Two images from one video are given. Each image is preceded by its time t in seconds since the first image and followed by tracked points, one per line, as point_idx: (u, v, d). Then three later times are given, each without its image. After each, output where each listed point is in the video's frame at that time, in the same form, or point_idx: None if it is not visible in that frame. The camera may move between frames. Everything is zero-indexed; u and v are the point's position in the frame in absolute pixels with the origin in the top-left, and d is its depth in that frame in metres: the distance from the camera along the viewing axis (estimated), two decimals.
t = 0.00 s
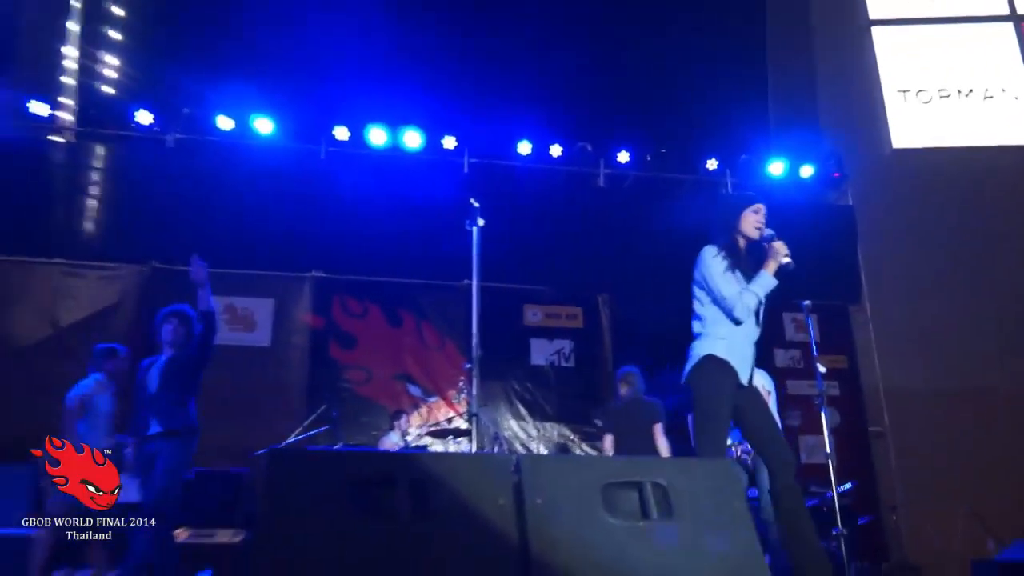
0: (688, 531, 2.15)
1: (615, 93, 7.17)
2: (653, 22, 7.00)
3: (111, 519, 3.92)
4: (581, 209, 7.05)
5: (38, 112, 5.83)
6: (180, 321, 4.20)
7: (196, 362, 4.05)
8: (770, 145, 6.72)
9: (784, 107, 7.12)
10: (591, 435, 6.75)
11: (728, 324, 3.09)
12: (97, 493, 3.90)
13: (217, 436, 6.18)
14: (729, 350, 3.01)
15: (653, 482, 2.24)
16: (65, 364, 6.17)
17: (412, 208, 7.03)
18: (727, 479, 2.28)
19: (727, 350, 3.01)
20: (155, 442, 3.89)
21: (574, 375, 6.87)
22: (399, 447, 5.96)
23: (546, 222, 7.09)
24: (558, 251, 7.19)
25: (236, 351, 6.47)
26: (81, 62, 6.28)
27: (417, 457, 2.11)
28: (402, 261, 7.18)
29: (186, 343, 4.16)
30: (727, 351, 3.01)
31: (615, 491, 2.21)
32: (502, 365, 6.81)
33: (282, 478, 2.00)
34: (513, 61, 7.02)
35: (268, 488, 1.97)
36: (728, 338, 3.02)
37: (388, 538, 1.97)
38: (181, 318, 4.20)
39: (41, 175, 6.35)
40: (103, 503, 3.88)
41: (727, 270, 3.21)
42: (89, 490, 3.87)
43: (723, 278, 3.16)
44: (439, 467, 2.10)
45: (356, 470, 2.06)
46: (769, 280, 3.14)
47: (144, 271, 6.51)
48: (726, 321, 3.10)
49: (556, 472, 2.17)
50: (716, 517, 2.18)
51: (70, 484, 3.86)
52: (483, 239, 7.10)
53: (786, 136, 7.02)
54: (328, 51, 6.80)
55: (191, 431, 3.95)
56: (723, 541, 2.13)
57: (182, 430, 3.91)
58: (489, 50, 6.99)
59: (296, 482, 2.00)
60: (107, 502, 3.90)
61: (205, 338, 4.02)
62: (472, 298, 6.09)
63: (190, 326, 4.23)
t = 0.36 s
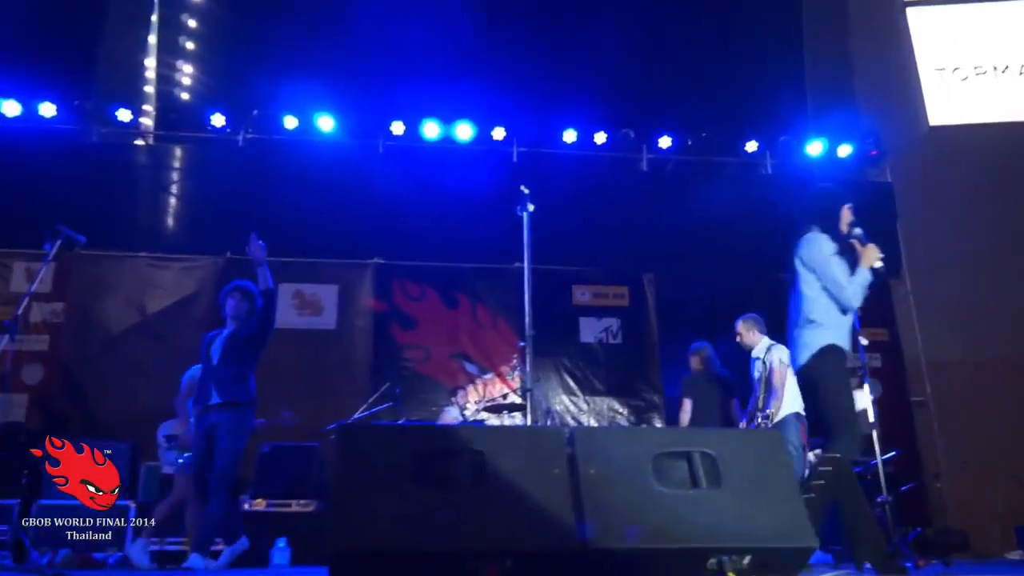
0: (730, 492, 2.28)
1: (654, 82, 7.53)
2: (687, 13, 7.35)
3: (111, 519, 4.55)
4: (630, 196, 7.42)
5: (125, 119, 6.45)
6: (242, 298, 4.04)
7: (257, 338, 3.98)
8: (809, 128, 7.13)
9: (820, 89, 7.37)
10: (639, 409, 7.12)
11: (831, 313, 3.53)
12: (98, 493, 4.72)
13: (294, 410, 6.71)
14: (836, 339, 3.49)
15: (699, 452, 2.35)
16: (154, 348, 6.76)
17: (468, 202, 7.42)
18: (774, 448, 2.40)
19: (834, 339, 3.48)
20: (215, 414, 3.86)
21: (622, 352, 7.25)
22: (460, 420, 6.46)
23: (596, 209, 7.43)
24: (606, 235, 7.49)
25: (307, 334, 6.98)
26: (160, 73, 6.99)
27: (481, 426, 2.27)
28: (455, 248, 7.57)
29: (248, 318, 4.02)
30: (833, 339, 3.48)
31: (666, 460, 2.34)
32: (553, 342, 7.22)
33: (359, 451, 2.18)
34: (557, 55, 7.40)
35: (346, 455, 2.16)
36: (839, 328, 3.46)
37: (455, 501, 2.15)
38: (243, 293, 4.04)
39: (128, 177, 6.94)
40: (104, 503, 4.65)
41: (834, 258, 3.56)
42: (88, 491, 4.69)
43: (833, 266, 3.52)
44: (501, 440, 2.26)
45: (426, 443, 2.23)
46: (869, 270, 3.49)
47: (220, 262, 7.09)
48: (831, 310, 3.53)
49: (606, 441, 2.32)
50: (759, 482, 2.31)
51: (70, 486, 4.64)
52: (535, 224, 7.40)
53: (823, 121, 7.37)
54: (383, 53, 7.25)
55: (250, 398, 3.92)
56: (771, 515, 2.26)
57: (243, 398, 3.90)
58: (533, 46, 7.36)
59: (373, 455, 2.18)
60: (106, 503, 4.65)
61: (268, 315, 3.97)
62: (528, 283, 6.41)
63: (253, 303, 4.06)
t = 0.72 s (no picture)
0: (778, 485, 2.24)
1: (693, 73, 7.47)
2: (720, 2, 7.30)
3: (111, 519, 4.56)
4: (671, 188, 7.22)
5: (174, 125, 6.67)
6: (284, 289, 4.11)
7: (300, 329, 4.04)
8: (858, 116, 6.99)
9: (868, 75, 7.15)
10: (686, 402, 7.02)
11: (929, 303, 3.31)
12: (97, 492, 4.45)
13: (343, 407, 6.79)
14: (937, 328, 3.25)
15: (746, 444, 2.31)
16: (206, 349, 6.92)
17: (508, 200, 7.37)
18: (823, 438, 2.35)
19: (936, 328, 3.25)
20: (257, 406, 3.94)
21: (668, 346, 7.16)
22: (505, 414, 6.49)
23: (638, 203, 7.27)
24: (650, 230, 7.40)
25: (354, 332, 7.08)
26: (206, 79, 7.09)
27: (525, 421, 2.28)
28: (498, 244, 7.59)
29: (289, 310, 4.09)
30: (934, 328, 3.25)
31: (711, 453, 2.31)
32: (598, 337, 7.21)
33: (406, 448, 2.20)
34: (594, 49, 7.36)
35: (394, 452, 2.19)
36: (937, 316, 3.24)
37: (502, 495, 2.16)
38: (284, 284, 4.11)
39: (177, 183, 7.01)
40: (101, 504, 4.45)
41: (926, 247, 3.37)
42: (88, 489, 4.35)
43: (925, 256, 3.33)
44: (545, 434, 2.26)
45: (472, 438, 2.24)
46: (964, 265, 3.33)
47: (267, 263, 7.25)
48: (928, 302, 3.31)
49: (650, 433, 2.30)
50: (808, 474, 2.26)
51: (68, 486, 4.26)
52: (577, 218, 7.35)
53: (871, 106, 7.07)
54: (423, 54, 7.32)
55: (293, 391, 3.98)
56: (820, 507, 2.20)
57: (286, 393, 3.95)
58: (571, 40, 7.34)
59: (420, 451, 2.20)
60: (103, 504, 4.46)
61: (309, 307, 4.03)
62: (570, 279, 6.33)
63: (294, 294, 4.13)
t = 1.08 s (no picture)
0: (811, 484, 2.20)
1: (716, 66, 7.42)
2: None
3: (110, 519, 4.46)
4: (696, 180, 7.28)
5: (201, 129, 6.89)
6: (295, 280, 3.81)
7: (317, 322, 3.80)
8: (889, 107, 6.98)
9: (896, 65, 7.04)
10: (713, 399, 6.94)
11: None
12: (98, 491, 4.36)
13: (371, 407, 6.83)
14: None
15: (777, 443, 2.27)
16: (233, 348, 6.96)
17: (533, 196, 7.44)
18: (858, 437, 2.30)
19: None
20: (274, 403, 3.64)
21: (695, 342, 7.05)
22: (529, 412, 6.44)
23: (664, 196, 7.33)
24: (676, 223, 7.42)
25: (380, 331, 7.12)
26: (232, 82, 7.29)
27: (554, 418, 2.27)
28: (524, 241, 7.60)
29: (301, 303, 3.81)
30: None
31: (743, 452, 2.27)
32: (624, 334, 7.14)
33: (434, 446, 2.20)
34: (617, 44, 7.32)
35: (422, 450, 2.19)
36: None
37: (531, 493, 2.15)
38: (296, 275, 3.81)
39: (206, 184, 7.22)
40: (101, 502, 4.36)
41: None
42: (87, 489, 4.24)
43: None
44: (573, 432, 2.25)
45: (501, 436, 2.23)
46: None
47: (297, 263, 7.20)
48: None
49: (680, 432, 2.28)
50: (841, 474, 2.22)
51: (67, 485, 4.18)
52: (602, 212, 7.37)
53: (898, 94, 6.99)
54: (446, 53, 7.38)
55: (307, 387, 3.70)
56: (853, 507, 2.17)
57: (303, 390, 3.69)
58: (591, 33, 7.28)
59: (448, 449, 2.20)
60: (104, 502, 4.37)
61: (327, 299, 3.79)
62: (595, 274, 6.25)
63: (306, 285, 3.85)
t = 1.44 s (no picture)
0: (846, 482, 2.17)
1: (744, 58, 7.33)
2: None
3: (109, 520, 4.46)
4: (725, 175, 7.24)
5: (230, 132, 6.85)
6: (310, 260, 3.51)
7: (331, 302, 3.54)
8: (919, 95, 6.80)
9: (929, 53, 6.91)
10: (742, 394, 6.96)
11: None
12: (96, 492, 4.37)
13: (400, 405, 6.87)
14: None
15: (812, 439, 2.24)
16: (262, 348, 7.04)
17: (560, 193, 7.41)
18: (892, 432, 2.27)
19: None
20: (291, 387, 3.35)
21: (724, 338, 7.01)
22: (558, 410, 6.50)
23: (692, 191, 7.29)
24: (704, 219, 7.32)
25: (408, 330, 7.16)
26: (259, 85, 7.26)
27: (583, 416, 2.26)
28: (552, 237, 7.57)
29: (317, 283, 3.51)
30: None
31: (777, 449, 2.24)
32: (653, 330, 7.12)
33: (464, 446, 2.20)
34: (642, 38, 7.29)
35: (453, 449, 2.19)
36: None
37: (563, 490, 2.15)
38: (310, 253, 3.51)
39: (236, 188, 7.39)
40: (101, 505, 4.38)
41: None
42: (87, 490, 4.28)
43: None
44: (603, 431, 2.24)
45: (531, 435, 2.23)
46: None
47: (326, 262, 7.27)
48: None
49: (712, 430, 2.26)
50: (878, 470, 2.19)
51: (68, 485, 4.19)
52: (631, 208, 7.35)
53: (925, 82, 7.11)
54: (471, 50, 7.38)
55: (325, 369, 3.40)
56: (890, 501, 2.14)
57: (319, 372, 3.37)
58: (615, 28, 7.27)
59: (478, 448, 2.21)
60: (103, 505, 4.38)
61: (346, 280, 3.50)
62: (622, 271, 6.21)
63: (321, 265, 3.54)
